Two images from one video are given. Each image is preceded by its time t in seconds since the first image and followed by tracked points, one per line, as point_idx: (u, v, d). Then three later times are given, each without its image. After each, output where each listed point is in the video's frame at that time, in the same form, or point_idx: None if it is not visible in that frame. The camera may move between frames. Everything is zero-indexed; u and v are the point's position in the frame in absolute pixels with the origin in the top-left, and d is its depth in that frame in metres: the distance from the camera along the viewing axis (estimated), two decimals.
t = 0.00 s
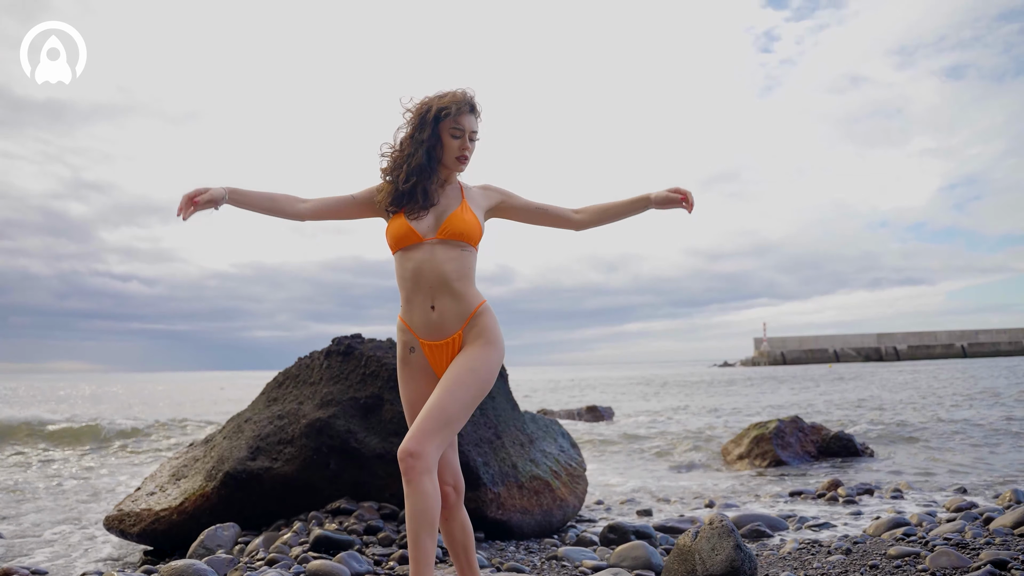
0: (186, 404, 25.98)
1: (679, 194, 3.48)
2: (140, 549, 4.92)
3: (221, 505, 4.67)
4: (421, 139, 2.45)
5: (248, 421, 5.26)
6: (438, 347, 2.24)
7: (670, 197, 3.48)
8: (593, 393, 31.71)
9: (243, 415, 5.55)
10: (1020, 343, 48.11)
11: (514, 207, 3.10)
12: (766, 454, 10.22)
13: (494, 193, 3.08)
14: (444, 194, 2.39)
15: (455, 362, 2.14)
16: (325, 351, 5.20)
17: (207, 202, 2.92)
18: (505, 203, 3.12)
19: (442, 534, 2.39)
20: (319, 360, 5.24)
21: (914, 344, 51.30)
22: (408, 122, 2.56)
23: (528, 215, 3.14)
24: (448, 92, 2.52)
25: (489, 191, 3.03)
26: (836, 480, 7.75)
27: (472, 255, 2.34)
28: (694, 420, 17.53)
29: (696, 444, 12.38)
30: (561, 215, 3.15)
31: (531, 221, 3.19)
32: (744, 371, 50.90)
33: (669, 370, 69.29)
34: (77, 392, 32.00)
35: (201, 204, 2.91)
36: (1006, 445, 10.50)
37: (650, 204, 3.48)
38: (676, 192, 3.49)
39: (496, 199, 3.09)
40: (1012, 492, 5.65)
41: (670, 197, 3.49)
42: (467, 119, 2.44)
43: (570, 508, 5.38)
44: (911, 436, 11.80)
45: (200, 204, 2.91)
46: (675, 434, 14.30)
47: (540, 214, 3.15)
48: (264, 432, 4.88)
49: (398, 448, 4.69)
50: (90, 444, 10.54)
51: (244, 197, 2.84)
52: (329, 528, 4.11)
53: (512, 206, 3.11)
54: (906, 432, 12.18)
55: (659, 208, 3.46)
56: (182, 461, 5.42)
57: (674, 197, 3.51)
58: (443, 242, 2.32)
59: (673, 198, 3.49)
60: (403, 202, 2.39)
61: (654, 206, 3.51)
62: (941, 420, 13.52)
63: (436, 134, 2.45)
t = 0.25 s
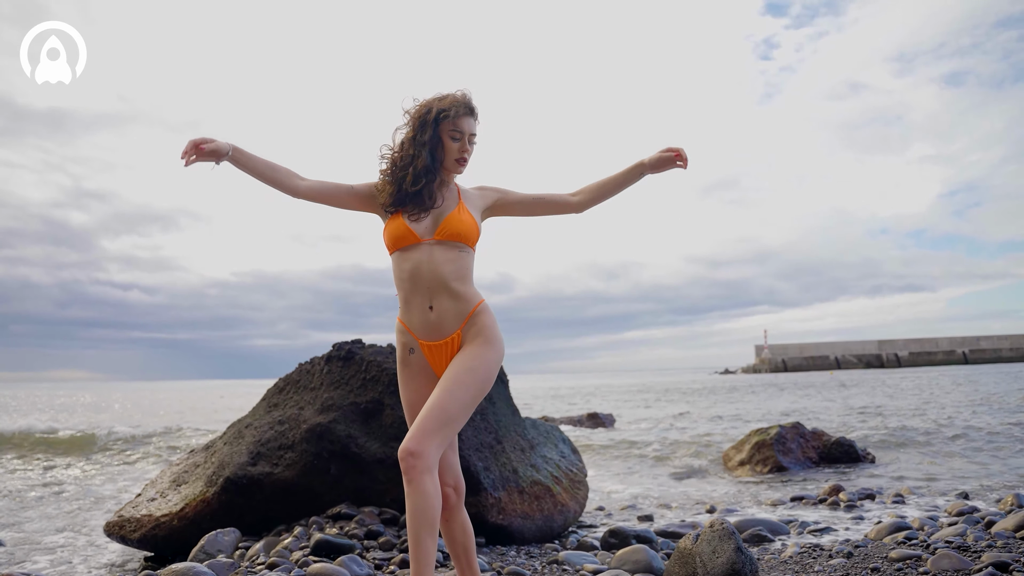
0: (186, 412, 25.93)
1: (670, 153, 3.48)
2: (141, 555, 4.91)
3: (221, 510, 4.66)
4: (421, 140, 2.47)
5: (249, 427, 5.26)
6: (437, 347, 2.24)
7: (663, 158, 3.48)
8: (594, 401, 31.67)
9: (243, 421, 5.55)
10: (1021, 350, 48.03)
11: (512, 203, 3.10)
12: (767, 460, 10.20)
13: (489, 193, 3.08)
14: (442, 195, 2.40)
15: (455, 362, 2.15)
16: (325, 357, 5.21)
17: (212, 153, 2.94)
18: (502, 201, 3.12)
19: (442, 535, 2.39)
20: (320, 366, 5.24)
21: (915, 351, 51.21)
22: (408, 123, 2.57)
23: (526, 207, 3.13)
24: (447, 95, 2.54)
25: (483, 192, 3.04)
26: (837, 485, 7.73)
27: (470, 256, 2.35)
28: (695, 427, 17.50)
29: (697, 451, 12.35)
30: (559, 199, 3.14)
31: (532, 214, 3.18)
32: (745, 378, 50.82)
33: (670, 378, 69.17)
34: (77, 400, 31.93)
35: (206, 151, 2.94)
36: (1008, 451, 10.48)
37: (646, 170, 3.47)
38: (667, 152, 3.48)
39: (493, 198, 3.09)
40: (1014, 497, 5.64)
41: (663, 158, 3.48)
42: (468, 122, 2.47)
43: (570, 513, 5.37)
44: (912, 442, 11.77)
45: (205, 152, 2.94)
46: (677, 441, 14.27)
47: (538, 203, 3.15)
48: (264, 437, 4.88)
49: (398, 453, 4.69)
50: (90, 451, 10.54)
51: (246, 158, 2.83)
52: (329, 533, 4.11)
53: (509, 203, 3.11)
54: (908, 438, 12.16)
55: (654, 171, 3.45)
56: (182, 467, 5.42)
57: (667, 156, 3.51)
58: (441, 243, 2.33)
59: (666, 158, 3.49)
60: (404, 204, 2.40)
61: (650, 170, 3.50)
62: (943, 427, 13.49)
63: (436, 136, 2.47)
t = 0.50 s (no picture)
0: (187, 422, 25.90)
1: (653, 119, 3.50)
2: (142, 563, 4.90)
3: (223, 517, 4.66)
4: (422, 143, 2.48)
5: (251, 433, 5.26)
6: (438, 349, 2.25)
7: (648, 124, 3.50)
8: (596, 410, 31.62)
9: (245, 428, 5.56)
10: None
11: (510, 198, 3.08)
12: (770, 467, 10.17)
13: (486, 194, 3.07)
14: (443, 196, 2.42)
15: (456, 363, 2.16)
16: (327, 363, 5.22)
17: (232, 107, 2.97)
18: (498, 200, 3.11)
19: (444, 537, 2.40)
20: (322, 372, 5.25)
21: (918, 358, 51.10)
22: (408, 127, 2.59)
23: (525, 200, 3.11)
24: (446, 100, 2.57)
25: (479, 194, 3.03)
26: (840, 492, 7.72)
27: (469, 257, 2.36)
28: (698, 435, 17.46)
29: (700, 459, 12.32)
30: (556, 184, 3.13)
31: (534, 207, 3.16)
32: (748, 387, 50.71)
33: (673, 387, 69.02)
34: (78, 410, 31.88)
35: (228, 105, 2.97)
36: (1012, 458, 10.44)
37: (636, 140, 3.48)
38: (651, 119, 3.50)
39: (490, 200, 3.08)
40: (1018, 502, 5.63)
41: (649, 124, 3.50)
42: (468, 128, 2.50)
43: (573, 519, 5.36)
44: (916, 449, 11.73)
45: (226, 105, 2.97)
46: (679, 449, 14.24)
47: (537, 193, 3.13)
48: (266, 444, 4.88)
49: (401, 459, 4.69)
50: (93, 460, 10.55)
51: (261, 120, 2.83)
52: (331, 538, 4.11)
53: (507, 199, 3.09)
54: (911, 445, 12.12)
55: (643, 139, 3.46)
56: (185, 474, 5.42)
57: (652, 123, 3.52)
58: (441, 244, 2.35)
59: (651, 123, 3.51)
60: (404, 205, 2.41)
61: (640, 139, 3.51)
62: (947, 434, 13.45)
63: (437, 140, 2.49)
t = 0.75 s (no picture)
0: (187, 430, 25.87)
1: (634, 91, 3.47)
2: (143, 568, 4.90)
3: (224, 522, 4.66)
4: (422, 144, 2.51)
5: (252, 438, 5.27)
6: (438, 350, 2.26)
7: (630, 97, 3.47)
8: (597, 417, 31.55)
9: (246, 433, 5.56)
10: None
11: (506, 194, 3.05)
12: (772, 474, 10.15)
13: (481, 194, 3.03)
14: (443, 196, 2.43)
15: (456, 363, 2.17)
16: (328, 368, 5.23)
17: (254, 73, 2.93)
18: (494, 198, 3.07)
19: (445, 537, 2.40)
20: (323, 378, 5.25)
21: (920, 365, 51.01)
22: (408, 129, 2.61)
23: (520, 195, 3.09)
24: (448, 103, 2.61)
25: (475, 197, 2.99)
26: (841, 498, 7.70)
27: (468, 258, 2.38)
28: (699, 443, 17.43)
29: (701, 465, 12.29)
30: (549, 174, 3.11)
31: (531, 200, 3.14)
32: (749, 394, 50.61)
33: (674, 394, 68.88)
34: (79, 418, 31.85)
35: (251, 70, 2.93)
36: (1014, 465, 10.41)
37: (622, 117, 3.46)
38: (632, 93, 3.47)
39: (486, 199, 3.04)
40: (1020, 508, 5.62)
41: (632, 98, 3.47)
42: (468, 130, 2.54)
43: (574, 525, 5.35)
44: (917, 456, 11.71)
45: (248, 69, 2.93)
46: (681, 456, 14.20)
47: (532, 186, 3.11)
48: (267, 449, 4.88)
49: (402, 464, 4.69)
50: (92, 468, 10.52)
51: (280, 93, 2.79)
52: (332, 543, 4.11)
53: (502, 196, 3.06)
54: (913, 452, 12.09)
55: (628, 114, 3.44)
56: (185, 480, 5.42)
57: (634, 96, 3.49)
58: (440, 245, 2.36)
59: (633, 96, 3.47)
60: (404, 205, 2.42)
61: (625, 115, 3.49)
62: (948, 441, 13.43)
63: (438, 142, 2.52)
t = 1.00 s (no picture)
0: (189, 437, 25.91)
1: (609, 67, 3.45)
2: (143, 572, 4.89)
3: (225, 526, 4.65)
4: (425, 144, 2.53)
5: (253, 442, 5.27)
6: (438, 350, 2.27)
7: (608, 74, 3.46)
8: (598, 424, 31.49)
9: (247, 437, 5.56)
10: None
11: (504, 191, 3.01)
12: (773, 479, 10.13)
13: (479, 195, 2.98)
14: (444, 196, 2.44)
15: (457, 362, 2.17)
16: (329, 372, 5.23)
17: (284, 45, 2.88)
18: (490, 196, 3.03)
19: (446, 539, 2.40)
20: (324, 382, 5.25)
21: (921, 371, 50.93)
22: (409, 129, 2.63)
23: (517, 189, 3.06)
24: (448, 104, 2.63)
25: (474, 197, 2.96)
26: (843, 502, 7.69)
27: (467, 258, 2.39)
28: (700, 449, 17.40)
29: (703, 471, 12.27)
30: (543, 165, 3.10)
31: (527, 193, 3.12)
32: (751, 400, 50.53)
33: (675, 400, 68.79)
34: (80, 425, 31.88)
35: (281, 41, 2.88)
36: (1016, 470, 10.39)
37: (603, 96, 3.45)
38: (607, 68, 3.46)
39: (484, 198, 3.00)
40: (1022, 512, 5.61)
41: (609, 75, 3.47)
42: (469, 131, 2.58)
43: (575, 529, 5.34)
44: (919, 461, 11.69)
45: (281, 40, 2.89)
46: (682, 462, 14.18)
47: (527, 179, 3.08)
48: (268, 452, 4.88)
49: (403, 467, 4.68)
50: (93, 474, 10.51)
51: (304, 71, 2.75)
52: (333, 546, 4.11)
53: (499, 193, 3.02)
54: (914, 457, 12.07)
55: (607, 91, 3.44)
56: (186, 484, 5.41)
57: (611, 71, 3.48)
58: (439, 244, 2.36)
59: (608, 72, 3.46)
60: (405, 204, 2.42)
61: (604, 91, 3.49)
62: (951, 446, 13.40)
63: (439, 143, 2.54)
